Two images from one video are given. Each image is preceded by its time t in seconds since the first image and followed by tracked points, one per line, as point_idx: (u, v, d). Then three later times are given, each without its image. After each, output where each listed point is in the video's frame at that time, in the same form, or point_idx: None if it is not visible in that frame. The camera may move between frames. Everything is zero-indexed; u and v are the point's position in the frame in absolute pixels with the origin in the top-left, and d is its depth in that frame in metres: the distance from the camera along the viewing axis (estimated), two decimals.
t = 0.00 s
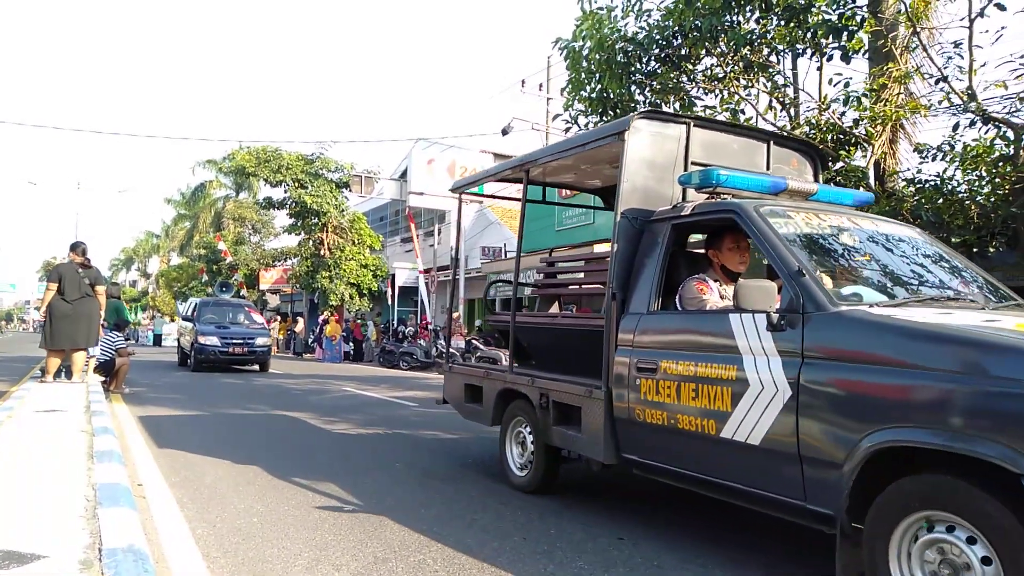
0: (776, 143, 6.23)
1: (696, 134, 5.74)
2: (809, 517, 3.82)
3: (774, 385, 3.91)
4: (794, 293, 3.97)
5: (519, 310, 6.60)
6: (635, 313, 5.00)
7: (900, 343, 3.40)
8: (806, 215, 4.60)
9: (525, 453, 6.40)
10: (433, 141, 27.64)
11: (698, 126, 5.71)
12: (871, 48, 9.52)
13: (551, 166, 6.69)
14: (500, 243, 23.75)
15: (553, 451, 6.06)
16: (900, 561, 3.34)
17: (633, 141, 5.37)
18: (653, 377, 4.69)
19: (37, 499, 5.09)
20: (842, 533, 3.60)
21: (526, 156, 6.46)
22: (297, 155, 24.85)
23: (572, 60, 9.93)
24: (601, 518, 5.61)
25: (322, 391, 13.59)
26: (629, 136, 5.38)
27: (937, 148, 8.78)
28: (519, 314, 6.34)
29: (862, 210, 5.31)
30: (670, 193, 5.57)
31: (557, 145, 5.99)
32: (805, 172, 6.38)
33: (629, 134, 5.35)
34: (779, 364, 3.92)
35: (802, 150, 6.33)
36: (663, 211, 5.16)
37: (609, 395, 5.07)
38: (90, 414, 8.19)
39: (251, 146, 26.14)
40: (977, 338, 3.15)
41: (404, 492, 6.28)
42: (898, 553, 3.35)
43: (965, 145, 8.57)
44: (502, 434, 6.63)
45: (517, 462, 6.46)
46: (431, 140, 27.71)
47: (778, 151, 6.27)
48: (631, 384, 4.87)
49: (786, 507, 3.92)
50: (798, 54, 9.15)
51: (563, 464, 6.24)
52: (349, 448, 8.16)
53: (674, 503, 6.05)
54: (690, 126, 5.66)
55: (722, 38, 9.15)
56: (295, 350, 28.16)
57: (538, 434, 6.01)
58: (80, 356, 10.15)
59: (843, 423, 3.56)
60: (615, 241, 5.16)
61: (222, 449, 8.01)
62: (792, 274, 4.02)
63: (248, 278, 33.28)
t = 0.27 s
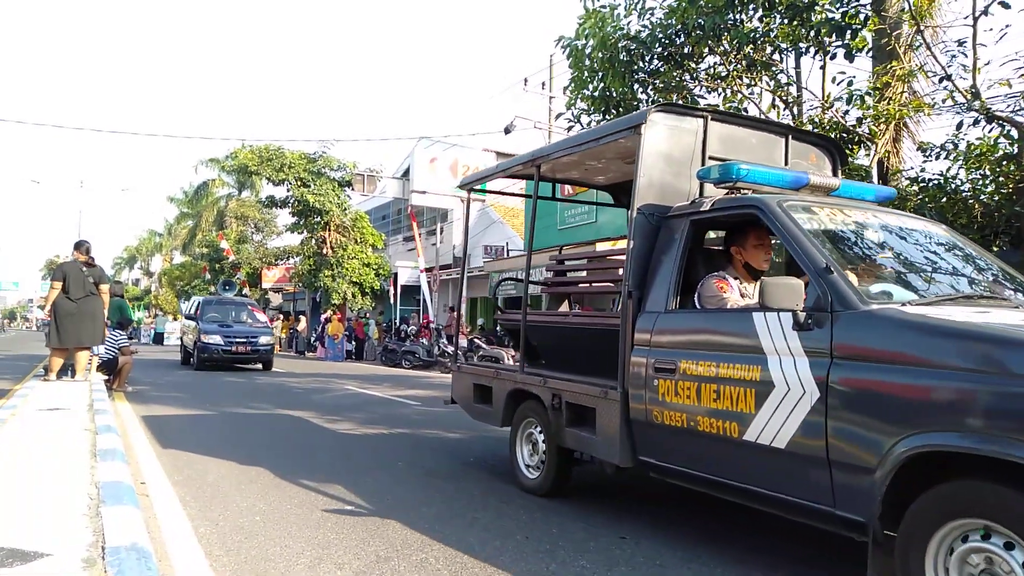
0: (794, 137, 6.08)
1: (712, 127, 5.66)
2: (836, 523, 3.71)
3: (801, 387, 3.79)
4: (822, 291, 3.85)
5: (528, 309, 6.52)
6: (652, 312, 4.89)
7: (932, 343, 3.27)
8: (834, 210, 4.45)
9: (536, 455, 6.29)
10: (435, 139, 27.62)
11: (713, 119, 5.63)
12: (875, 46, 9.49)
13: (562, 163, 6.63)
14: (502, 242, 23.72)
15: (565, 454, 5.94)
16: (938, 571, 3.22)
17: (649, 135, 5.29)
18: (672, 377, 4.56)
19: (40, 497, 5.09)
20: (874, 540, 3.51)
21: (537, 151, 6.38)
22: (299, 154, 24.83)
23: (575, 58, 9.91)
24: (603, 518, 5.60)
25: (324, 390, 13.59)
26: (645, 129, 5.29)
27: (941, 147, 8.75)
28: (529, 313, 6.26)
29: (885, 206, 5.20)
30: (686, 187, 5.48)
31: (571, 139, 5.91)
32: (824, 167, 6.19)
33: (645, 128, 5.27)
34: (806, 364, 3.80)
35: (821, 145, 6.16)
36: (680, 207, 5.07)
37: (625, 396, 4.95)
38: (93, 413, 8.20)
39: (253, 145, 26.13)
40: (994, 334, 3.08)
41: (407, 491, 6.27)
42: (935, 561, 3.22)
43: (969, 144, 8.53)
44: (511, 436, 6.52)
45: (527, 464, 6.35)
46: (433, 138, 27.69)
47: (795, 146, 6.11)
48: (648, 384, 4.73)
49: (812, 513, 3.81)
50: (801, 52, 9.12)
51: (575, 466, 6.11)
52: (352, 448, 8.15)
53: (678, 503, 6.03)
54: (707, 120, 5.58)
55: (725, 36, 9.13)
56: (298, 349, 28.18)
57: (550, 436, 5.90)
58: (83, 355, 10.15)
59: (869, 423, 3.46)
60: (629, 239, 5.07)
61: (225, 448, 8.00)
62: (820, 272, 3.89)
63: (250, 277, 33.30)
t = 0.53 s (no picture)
0: (814, 132, 5.94)
1: (731, 121, 5.46)
2: (864, 527, 3.60)
3: (831, 390, 3.68)
4: (851, 288, 3.75)
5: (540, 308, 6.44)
6: (672, 311, 4.79)
7: (952, 336, 3.23)
8: (856, 205, 4.40)
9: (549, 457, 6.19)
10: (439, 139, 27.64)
11: (733, 112, 5.42)
12: (879, 44, 9.47)
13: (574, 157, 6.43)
14: (506, 241, 23.73)
15: (579, 458, 5.86)
16: None
17: (667, 129, 5.09)
18: (693, 378, 4.47)
19: (46, 497, 5.11)
20: (910, 549, 3.38)
21: (549, 146, 6.23)
22: (303, 154, 24.85)
23: (578, 57, 9.91)
24: (609, 517, 5.60)
25: (329, 389, 13.61)
26: (662, 123, 5.11)
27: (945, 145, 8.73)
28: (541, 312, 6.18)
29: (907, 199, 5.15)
30: (704, 183, 5.29)
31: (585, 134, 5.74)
32: (843, 161, 6.09)
33: (663, 122, 5.08)
34: (833, 364, 3.70)
35: (840, 139, 6.04)
36: (698, 203, 4.97)
37: (643, 398, 4.86)
38: (99, 412, 8.22)
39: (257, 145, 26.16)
40: (1015, 329, 3.02)
41: (411, 491, 6.28)
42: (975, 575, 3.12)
43: (973, 142, 8.52)
44: (524, 438, 6.42)
45: (541, 467, 6.25)
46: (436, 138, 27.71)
47: (817, 141, 5.99)
48: (668, 386, 4.64)
49: (843, 520, 3.69)
50: (805, 51, 9.10)
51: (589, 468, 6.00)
52: (356, 448, 8.16)
53: (684, 503, 6.02)
54: (726, 114, 5.38)
55: (729, 35, 9.13)
56: (302, 349, 28.25)
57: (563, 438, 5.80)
58: (89, 355, 10.19)
59: (894, 422, 3.39)
60: (648, 235, 4.97)
61: (229, 448, 8.01)
62: (848, 268, 3.81)
63: (255, 277, 33.38)
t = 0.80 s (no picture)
0: (834, 125, 5.87)
1: (749, 113, 5.43)
2: (890, 531, 3.53)
3: (862, 389, 3.59)
4: (882, 284, 3.65)
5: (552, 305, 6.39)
6: (691, 308, 4.71)
7: (974, 331, 3.20)
8: (883, 198, 4.29)
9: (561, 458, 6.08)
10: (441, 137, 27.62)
11: (752, 104, 5.40)
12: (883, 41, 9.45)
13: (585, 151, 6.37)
14: (509, 239, 23.72)
15: (592, 459, 5.77)
16: None
17: (684, 122, 5.06)
18: (713, 377, 4.39)
19: (50, 494, 5.11)
20: (945, 554, 3.30)
21: (560, 140, 6.16)
22: (306, 152, 24.84)
23: (580, 54, 9.89)
24: (613, 515, 5.59)
25: (331, 387, 13.62)
26: (680, 116, 5.06)
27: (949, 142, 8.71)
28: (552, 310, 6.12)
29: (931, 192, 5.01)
30: (720, 176, 5.29)
31: (599, 127, 5.68)
32: (863, 155, 6.00)
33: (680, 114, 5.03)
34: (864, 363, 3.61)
35: (861, 132, 5.96)
36: (717, 198, 4.89)
37: (660, 397, 4.79)
38: (102, 410, 8.22)
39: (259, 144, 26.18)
40: None
41: (414, 489, 6.28)
42: None
43: (978, 138, 8.49)
44: (535, 438, 6.32)
45: (552, 467, 6.15)
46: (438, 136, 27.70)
47: (835, 134, 5.92)
48: (687, 385, 4.57)
49: (873, 524, 3.61)
50: (808, 47, 9.07)
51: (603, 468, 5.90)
52: (359, 446, 8.16)
53: (688, 501, 6.02)
54: (744, 106, 5.34)
55: (732, 32, 9.12)
56: (304, 347, 28.27)
57: (577, 438, 5.72)
58: (92, 353, 10.20)
59: (907, 420, 3.39)
60: (666, 231, 4.89)
61: (232, 447, 8.01)
62: (879, 263, 3.71)
63: (257, 275, 33.39)
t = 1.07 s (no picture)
0: (854, 118, 5.71)
1: (768, 107, 5.25)
2: (922, 537, 3.40)
3: (893, 389, 3.46)
4: (912, 280, 3.53)
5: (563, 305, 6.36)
6: (710, 306, 4.60)
7: (986, 327, 3.16)
8: (908, 194, 4.20)
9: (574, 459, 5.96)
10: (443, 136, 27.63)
11: (771, 97, 5.21)
12: (885, 39, 9.44)
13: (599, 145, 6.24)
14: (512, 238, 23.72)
15: (605, 462, 5.64)
16: None
17: (700, 116, 4.91)
18: (733, 378, 4.27)
19: (54, 493, 5.11)
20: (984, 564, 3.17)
21: (573, 135, 6.08)
22: (308, 151, 24.85)
23: (583, 53, 9.89)
24: (616, 514, 5.57)
25: (334, 386, 13.63)
26: (696, 109, 4.92)
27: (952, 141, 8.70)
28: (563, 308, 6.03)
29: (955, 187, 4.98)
30: (739, 171, 5.12)
31: (613, 122, 5.57)
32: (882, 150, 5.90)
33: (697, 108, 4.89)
34: (895, 364, 3.48)
35: (880, 126, 5.84)
36: (735, 193, 4.79)
37: (678, 398, 4.68)
38: (105, 409, 8.23)
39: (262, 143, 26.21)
40: None
41: (417, 488, 6.27)
42: None
43: (981, 137, 8.48)
44: (546, 441, 6.21)
45: (564, 469, 6.03)
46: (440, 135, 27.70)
47: (853, 129, 5.79)
48: (706, 386, 4.45)
49: (905, 532, 3.47)
50: (811, 46, 9.05)
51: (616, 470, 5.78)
52: (362, 445, 8.16)
53: (692, 501, 6.00)
54: (763, 98, 5.16)
55: (734, 30, 9.12)
56: (307, 346, 28.31)
57: (590, 440, 5.59)
58: (95, 352, 10.21)
59: (914, 415, 3.37)
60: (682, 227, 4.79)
61: (234, 446, 8.01)
62: (910, 258, 3.58)
63: (260, 275, 33.44)
